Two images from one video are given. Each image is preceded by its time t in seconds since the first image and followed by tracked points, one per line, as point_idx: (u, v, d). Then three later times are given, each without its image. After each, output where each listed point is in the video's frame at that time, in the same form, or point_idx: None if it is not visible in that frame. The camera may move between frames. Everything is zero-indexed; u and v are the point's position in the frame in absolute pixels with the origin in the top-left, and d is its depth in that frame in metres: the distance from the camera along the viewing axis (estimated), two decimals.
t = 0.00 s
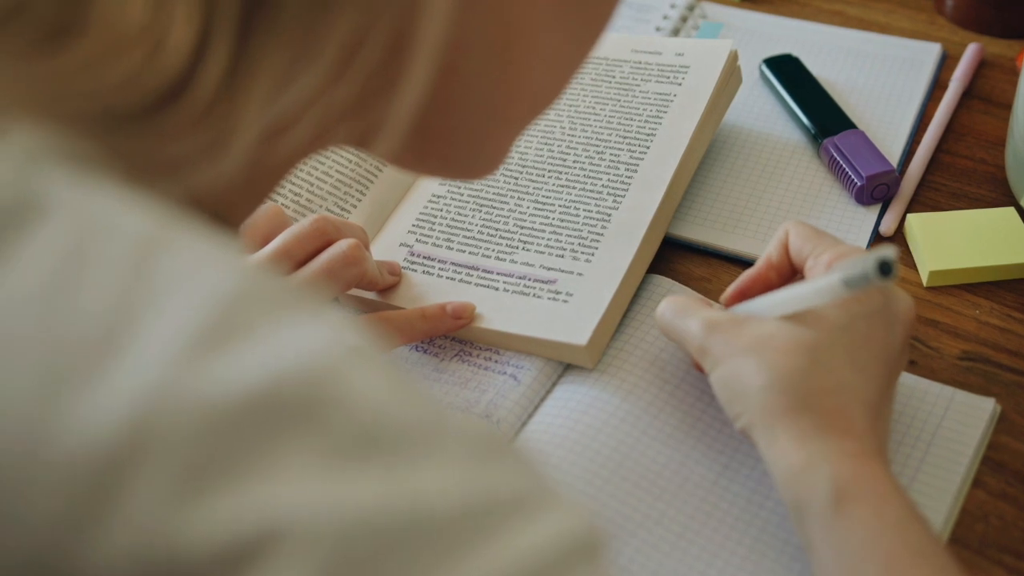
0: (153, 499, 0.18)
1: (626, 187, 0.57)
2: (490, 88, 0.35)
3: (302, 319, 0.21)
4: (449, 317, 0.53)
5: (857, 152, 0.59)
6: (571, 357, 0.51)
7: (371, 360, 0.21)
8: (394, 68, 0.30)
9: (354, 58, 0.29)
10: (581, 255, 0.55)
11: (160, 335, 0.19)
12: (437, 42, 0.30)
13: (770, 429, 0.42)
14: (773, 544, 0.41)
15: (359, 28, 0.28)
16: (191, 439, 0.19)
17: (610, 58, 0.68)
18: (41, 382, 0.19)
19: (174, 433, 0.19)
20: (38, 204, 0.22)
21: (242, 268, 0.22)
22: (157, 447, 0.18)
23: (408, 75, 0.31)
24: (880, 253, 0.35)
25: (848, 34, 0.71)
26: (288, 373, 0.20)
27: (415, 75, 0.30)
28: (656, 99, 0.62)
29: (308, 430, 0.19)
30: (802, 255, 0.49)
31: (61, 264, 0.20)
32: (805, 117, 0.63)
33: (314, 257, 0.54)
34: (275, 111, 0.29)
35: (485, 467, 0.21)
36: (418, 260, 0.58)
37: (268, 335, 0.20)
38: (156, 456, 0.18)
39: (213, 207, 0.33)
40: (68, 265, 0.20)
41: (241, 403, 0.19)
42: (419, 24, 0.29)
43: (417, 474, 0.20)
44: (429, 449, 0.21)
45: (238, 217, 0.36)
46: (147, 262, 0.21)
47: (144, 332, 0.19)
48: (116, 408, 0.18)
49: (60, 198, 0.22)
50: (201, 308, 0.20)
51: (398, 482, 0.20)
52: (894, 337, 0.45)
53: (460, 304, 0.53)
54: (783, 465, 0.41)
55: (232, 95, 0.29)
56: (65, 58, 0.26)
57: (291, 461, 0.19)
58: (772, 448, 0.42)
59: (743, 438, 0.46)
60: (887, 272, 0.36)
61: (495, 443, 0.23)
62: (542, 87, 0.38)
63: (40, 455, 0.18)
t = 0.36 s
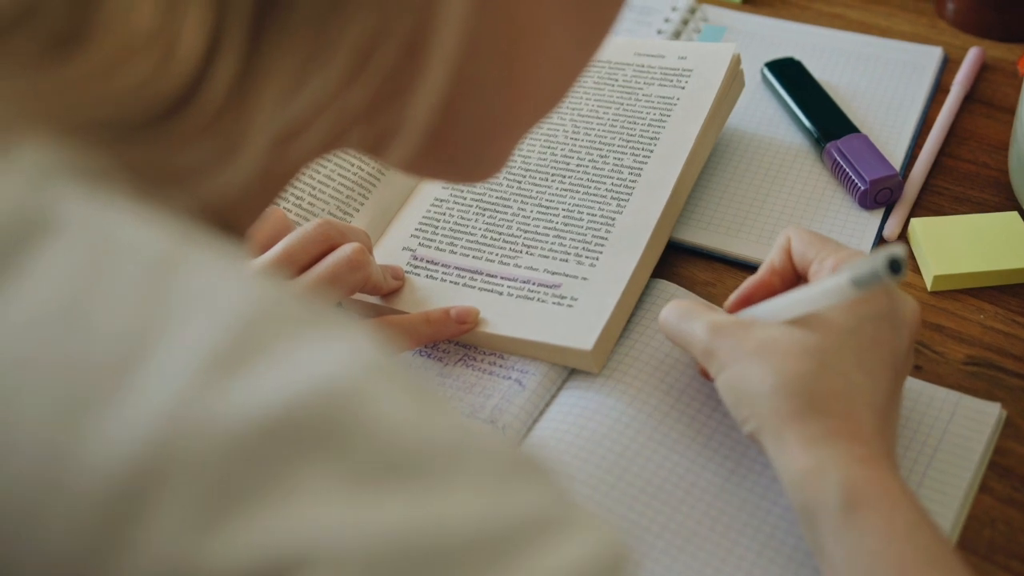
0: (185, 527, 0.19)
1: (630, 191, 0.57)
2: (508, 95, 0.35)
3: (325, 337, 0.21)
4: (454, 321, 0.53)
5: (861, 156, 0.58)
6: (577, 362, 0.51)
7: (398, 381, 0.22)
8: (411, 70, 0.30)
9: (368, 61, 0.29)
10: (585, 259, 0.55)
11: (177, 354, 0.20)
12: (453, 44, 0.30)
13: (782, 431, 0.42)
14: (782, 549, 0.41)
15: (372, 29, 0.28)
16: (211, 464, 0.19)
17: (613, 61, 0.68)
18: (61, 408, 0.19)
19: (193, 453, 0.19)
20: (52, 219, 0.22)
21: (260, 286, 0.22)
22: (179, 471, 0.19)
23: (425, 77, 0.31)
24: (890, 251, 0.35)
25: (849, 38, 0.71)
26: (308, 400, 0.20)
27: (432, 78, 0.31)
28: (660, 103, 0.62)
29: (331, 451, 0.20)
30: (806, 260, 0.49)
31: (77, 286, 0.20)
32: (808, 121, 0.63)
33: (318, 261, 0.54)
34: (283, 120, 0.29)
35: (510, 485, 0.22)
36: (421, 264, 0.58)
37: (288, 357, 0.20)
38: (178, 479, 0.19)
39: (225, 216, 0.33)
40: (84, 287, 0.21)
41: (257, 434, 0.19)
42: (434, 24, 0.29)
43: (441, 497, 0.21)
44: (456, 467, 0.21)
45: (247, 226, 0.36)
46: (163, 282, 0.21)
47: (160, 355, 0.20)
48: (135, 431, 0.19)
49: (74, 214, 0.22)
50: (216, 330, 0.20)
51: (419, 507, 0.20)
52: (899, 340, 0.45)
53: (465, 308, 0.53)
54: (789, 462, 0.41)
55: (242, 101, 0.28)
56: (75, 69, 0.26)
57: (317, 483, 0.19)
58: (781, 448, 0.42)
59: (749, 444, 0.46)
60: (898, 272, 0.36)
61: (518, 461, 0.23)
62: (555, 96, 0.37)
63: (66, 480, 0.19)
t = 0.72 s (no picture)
0: (202, 539, 0.19)
1: (629, 194, 0.57)
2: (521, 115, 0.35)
3: (345, 344, 0.21)
4: (454, 324, 0.53)
5: (858, 157, 0.59)
6: (577, 365, 0.51)
7: (420, 392, 0.22)
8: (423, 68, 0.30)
9: (379, 58, 0.29)
10: (585, 261, 0.55)
11: (198, 364, 0.20)
12: (468, 45, 0.30)
13: (777, 433, 0.42)
14: (784, 550, 0.42)
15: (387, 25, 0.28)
16: (230, 477, 0.19)
17: (610, 63, 0.68)
18: (78, 420, 0.19)
19: (213, 466, 0.19)
20: (64, 228, 0.21)
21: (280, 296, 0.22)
22: (201, 485, 0.19)
23: (439, 76, 0.31)
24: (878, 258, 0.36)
25: (846, 39, 0.71)
26: (328, 406, 0.20)
27: (446, 77, 0.31)
28: (658, 105, 0.62)
29: (350, 463, 0.20)
30: (803, 261, 0.49)
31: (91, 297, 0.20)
32: (805, 122, 0.63)
33: (319, 264, 0.54)
34: (297, 115, 0.29)
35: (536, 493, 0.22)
36: (421, 267, 0.58)
37: (307, 365, 0.20)
38: (199, 493, 0.19)
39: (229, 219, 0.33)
40: (98, 298, 0.20)
41: (277, 445, 0.19)
42: (449, 22, 0.29)
43: (464, 506, 0.21)
44: (476, 476, 0.21)
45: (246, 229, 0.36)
46: (178, 290, 0.21)
47: (179, 365, 0.20)
48: (156, 444, 0.19)
49: (85, 223, 0.22)
50: (233, 344, 0.20)
51: (439, 515, 0.20)
52: (897, 342, 0.45)
53: (465, 311, 0.53)
54: (785, 468, 0.41)
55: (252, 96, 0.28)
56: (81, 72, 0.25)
57: (338, 497, 0.19)
58: (779, 451, 0.42)
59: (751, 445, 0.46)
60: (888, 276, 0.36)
61: (541, 468, 0.23)
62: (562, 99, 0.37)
63: (83, 493, 0.19)
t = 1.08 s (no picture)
0: (212, 545, 0.18)
1: (623, 192, 0.58)
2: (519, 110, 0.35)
3: (351, 346, 0.21)
4: (450, 323, 0.53)
5: (849, 154, 0.59)
6: (573, 363, 0.51)
7: (428, 394, 0.22)
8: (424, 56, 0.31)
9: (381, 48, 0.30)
10: (580, 259, 0.55)
11: (207, 367, 0.19)
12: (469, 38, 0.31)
13: (780, 430, 0.42)
14: (781, 546, 0.42)
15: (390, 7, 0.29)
16: (239, 485, 0.19)
17: (602, 62, 0.68)
18: (86, 425, 0.19)
19: (225, 471, 0.19)
20: (67, 230, 0.21)
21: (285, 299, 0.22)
22: (207, 491, 0.19)
23: (441, 67, 0.31)
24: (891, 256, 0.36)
25: (834, 37, 0.72)
26: (338, 407, 0.20)
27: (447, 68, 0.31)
28: (650, 103, 0.63)
29: (362, 466, 0.20)
30: (808, 256, 0.49)
31: (95, 302, 0.20)
32: (796, 120, 0.64)
33: (314, 264, 0.54)
34: (300, 107, 0.28)
35: (542, 495, 0.23)
36: (416, 266, 0.58)
37: (315, 368, 0.20)
38: (206, 499, 0.19)
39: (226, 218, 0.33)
40: (104, 303, 0.20)
41: (287, 445, 0.19)
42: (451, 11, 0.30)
43: (474, 509, 0.21)
44: (486, 476, 0.22)
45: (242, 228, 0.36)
46: (185, 294, 0.21)
47: (187, 367, 0.20)
48: (166, 450, 0.19)
49: (87, 225, 0.21)
50: (240, 346, 0.20)
51: (445, 519, 0.20)
52: (897, 339, 0.45)
53: (461, 310, 0.53)
54: (785, 462, 0.42)
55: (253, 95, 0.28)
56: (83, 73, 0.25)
57: (351, 501, 0.20)
58: (779, 450, 0.42)
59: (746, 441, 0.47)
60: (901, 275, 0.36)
61: (547, 470, 0.24)
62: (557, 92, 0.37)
63: (91, 499, 0.19)
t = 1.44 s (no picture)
0: (222, 545, 0.19)
1: (619, 195, 0.58)
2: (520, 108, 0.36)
3: (360, 350, 0.22)
4: (448, 325, 0.53)
5: (843, 157, 0.60)
6: (571, 365, 0.51)
7: (433, 394, 0.22)
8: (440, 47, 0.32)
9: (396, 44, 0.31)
10: (577, 261, 0.55)
11: (220, 372, 0.20)
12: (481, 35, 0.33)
13: (774, 427, 0.43)
14: (780, 546, 0.42)
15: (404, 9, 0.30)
16: (258, 486, 0.19)
17: (597, 65, 0.69)
18: (101, 429, 0.19)
19: (237, 476, 0.19)
20: (82, 235, 0.21)
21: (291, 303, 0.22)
22: (225, 492, 0.19)
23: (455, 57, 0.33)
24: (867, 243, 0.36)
25: (828, 41, 0.72)
26: (350, 409, 0.20)
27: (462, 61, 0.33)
28: (645, 106, 0.63)
29: (371, 469, 0.20)
30: (795, 260, 0.50)
31: (110, 306, 0.20)
32: (790, 123, 0.64)
33: (312, 267, 0.54)
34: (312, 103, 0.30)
35: (548, 498, 0.23)
36: (414, 269, 0.58)
37: (327, 371, 0.21)
38: (223, 500, 0.19)
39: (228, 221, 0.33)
40: (115, 307, 0.20)
41: (303, 447, 0.19)
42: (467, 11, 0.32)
43: (482, 511, 0.21)
44: (494, 477, 0.22)
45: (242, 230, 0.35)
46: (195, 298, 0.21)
47: (201, 370, 0.20)
48: (181, 455, 0.19)
49: (101, 230, 0.21)
50: (256, 349, 0.20)
51: (457, 521, 0.21)
52: (888, 338, 0.46)
53: (459, 312, 0.53)
54: (782, 460, 0.42)
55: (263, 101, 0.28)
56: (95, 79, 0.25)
57: (362, 503, 0.20)
58: (774, 443, 0.42)
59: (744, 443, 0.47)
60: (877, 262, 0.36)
61: (553, 474, 0.24)
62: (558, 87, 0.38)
63: (103, 502, 0.19)
